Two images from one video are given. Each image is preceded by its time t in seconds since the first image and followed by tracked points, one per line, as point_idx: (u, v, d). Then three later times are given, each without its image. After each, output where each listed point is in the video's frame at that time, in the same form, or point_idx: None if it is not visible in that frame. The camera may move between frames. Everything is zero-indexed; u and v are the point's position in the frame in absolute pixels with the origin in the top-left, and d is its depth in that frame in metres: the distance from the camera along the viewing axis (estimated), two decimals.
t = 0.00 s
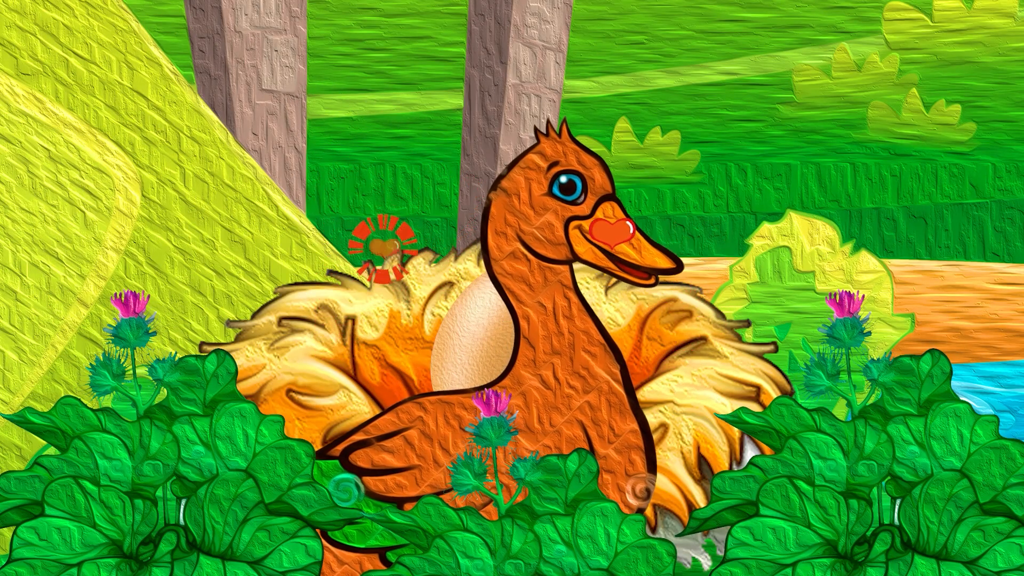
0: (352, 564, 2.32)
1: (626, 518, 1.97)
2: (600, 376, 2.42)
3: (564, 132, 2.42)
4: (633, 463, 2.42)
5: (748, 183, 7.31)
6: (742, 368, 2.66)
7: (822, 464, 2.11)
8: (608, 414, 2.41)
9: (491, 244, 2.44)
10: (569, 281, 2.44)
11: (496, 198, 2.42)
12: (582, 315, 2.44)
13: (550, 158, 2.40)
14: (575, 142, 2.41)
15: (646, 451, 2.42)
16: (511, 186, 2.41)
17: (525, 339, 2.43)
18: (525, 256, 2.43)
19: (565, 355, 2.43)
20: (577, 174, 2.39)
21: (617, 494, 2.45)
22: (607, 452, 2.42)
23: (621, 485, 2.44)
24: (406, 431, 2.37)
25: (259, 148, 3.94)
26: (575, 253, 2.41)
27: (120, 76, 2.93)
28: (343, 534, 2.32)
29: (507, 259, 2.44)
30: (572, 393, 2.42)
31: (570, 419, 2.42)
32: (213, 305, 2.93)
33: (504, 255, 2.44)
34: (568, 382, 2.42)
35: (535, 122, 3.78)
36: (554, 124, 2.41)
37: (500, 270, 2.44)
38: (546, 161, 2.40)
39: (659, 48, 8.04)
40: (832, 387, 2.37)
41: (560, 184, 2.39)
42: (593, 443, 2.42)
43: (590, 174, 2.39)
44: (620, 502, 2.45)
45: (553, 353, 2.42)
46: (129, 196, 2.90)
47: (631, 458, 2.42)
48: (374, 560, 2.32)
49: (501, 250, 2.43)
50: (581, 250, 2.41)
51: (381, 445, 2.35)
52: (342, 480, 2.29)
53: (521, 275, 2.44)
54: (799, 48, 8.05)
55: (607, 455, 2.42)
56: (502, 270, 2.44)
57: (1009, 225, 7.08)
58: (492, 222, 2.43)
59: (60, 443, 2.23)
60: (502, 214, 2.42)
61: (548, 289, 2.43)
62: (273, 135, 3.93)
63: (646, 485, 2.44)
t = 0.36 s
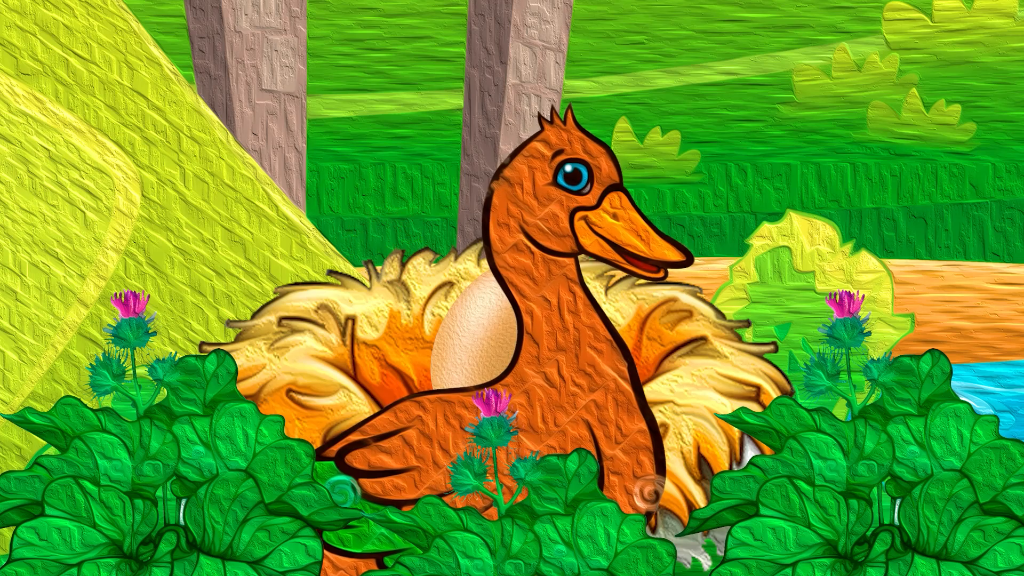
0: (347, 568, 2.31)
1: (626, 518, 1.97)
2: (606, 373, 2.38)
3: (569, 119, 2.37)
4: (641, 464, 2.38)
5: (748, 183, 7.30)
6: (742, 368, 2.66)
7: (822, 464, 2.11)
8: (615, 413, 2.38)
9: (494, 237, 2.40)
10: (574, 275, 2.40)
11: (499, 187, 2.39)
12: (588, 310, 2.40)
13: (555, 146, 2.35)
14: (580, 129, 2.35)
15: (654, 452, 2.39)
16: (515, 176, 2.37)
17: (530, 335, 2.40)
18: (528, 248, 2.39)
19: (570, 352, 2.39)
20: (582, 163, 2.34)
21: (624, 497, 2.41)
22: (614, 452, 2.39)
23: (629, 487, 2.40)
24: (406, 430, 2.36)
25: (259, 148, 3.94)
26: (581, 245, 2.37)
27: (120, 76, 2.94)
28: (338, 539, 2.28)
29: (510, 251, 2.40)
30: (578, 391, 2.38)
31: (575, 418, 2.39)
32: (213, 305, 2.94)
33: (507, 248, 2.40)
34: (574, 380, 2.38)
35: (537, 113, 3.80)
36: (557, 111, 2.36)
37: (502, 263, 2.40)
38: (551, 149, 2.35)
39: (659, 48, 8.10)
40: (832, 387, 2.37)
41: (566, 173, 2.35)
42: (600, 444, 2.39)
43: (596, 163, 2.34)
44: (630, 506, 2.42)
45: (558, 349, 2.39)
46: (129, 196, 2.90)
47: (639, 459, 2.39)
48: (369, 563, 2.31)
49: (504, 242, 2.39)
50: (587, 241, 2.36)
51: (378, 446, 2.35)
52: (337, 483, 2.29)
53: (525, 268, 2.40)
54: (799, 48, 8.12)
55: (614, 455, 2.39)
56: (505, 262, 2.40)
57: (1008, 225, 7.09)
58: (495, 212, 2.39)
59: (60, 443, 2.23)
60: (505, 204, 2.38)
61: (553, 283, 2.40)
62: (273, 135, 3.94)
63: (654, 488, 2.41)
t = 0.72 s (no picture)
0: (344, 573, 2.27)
1: (625, 518, 1.97)
2: (613, 370, 2.30)
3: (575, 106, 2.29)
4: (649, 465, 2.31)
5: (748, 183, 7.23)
6: (742, 368, 2.65)
7: (821, 464, 2.13)
8: (622, 412, 2.30)
9: (495, 228, 2.32)
10: (579, 269, 2.33)
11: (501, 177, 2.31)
12: (594, 304, 2.32)
13: (560, 134, 2.28)
14: (586, 117, 2.28)
15: (662, 452, 2.32)
16: (518, 165, 2.29)
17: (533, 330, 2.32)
18: (532, 241, 2.32)
19: (575, 348, 2.32)
20: (588, 151, 2.27)
21: (632, 500, 2.34)
22: (621, 453, 2.32)
23: (636, 489, 2.34)
24: (405, 430, 2.31)
25: (259, 148, 3.92)
26: (586, 237, 2.29)
27: (120, 76, 2.97)
28: (332, 544, 2.26)
29: (513, 244, 2.33)
30: (584, 389, 2.31)
31: (580, 418, 2.31)
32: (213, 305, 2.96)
33: (509, 240, 2.33)
34: (579, 378, 2.31)
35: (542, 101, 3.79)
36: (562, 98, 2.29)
37: (504, 256, 2.33)
38: (556, 137, 2.28)
39: (659, 48, 8.22)
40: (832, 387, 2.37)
41: (571, 162, 2.27)
42: (607, 444, 2.31)
43: (603, 151, 2.27)
44: (638, 509, 2.35)
45: (563, 346, 2.32)
46: (129, 196, 2.90)
47: (647, 460, 2.32)
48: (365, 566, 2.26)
49: (505, 234, 2.33)
50: (593, 233, 2.29)
51: (376, 446, 2.31)
52: (335, 484, 2.28)
53: (528, 261, 2.33)
54: (799, 48, 8.23)
55: (621, 456, 2.32)
56: (507, 256, 2.33)
57: (1008, 225, 7.07)
58: (497, 203, 2.32)
59: (60, 443, 2.22)
60: (508, 195, 2.31)
61: (557, 276, 2.33)
62: (273, 135, 3.92)
63: (663, 490, 2.34)
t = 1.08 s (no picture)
0: None
1: (626, 518, 1.97)
2: (619, 368, 2.28)
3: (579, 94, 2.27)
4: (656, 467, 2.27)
5: (748, 184, 7.29)
6: (742, 367, 2.65)
7: (822, 464, 2.10)
8: (629, 411, 2.27)
9: (498, 220, 2.30)
10: (583, 262, 2.30)
11: (503, 166, 2.28)
12: (600, 300, 2.30)
13: (564, 122, 2.25)
14: (592, 105, 2.26)
15: (670, 453, 2.28)
16: (522, 155, 2.26)
17: (537, 326, 2.30)
18: (535, 233, 2.29)
19: (580, 345, 2.29)
20: (593, 140, 2.25)
21: (640, 503, 2.29)
22: (629, 454, 2.28)
23: (644, 492, 2.29)
24: (402, 431, 2.30)
25: (259, 148, 3.94)
26: (592, 229, 2.26)
27: (120, 76, 2.96)
28: (331, 550, 2.30)
29: (515, 236, 2.30)
30: (590, 388, 2.28)
31: (586, 417, 2.28)
32: (213, 305, 2.97)
33: (511, 233, 2.30)
34: (585, 375, 2.28)
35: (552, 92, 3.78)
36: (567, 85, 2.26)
37: (507, 248, 2.30)
38: (560, 125, 2.25)
39: (659, 48, 8.22)
40: (832, 387, 2.37)
41: (576, 152, 2.25)
42: (613, 445, 2.27)
43: (609, 140, 2.25)
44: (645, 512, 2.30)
45: (568, 342, 2.29)
46: (129, 196, 2.91)
47: (655, 461, 2.28)
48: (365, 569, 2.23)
49: (509, 226, 2.30)
50: (598, 225, 2.26)
51: (373, 447, 2.30)
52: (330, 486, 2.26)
53: (532, 254, 2.30)
54: (799, 48, 8.26)
55: (629, 457, 2.28)
56: (510, 248, 2.30)
57: (1008, 225, 7.06)
58: (500, 193, 2.29)
59: (60, 443, 2.22)
60: (511, 185, 2.28)
61: (561, 270, 2.30)
62: (273, 135, 3.94)
63: (671, 492, 2.29)
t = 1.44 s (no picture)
0: None
1: (625, 518, 1.97)
2: (626, 365, 2.25)
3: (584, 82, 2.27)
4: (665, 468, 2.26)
5: (748, 183, 7.39)
6: (742, 367, 2.64)
7: (822, 464, 2.11)
8: (636, 410, 2.25)
9: (501, 212, 2.28)
10: (589, 255, 2.28)
11: (506, 156, 2.27)
12: (606, 295, 2.28)
13: (569, 111, 2.24)
14: (598, 93, 2.25)
15: (677, 452, 2.26)
16: (526, 144, 2.25)
17: (540, 322, 2.29)
18: (539, 226, 2.28)
19: (585, 341, 2.27)
20: (599, 129, 2.24)
21: (647, 505, 2.28)
22: (636, 454, 2.26)
23: (652, 494, 2.28)
24: (401, 430, 2.28)
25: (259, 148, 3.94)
26: (597, 220, 2.26)
27: (120, 76, 2.97)
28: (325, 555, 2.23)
29: (518, 229, 2.29)
30: (596, 386, 2.26)
31: (591, 416, 2.26)
32: (213, 305, 2.96)
33: (514, 225, 2.29)
34: (590, 373, 2.26)
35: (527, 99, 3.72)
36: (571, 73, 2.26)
37: (510, 240, 2.29)
38: (565, 114, 2.25)
39: (659, 48, 8.21)
40: (832, 387, 2.37)
41: (581, 141, 2.24)
42: (620, 445, 2.26)
43: (615, 129, 2.24)
44: (653, 515, 2.29)
45: (573, 339, 2.28)
46: (129, 196, 2.92)
47: (662, 462, 2.27)
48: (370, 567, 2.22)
49: (511, 218, 2.28)
50: (604, 217, 2.25)
51: (371, 448, 2.28)
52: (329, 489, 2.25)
53: (535, 247, 2.29)
54: (799, 48, 8.18)
55: (636, 458, 2.27)
56: (513, 241, 2.29)
57: (1009, 225, 7.11)
58: (503, 184, 2.27)
59: (60, 443, 2.22)
60: (513, 175, 2.26)
61: (566, 264, 2.29)
62: (273, 135, 3.94)
63: (680, 494, 2.28)
